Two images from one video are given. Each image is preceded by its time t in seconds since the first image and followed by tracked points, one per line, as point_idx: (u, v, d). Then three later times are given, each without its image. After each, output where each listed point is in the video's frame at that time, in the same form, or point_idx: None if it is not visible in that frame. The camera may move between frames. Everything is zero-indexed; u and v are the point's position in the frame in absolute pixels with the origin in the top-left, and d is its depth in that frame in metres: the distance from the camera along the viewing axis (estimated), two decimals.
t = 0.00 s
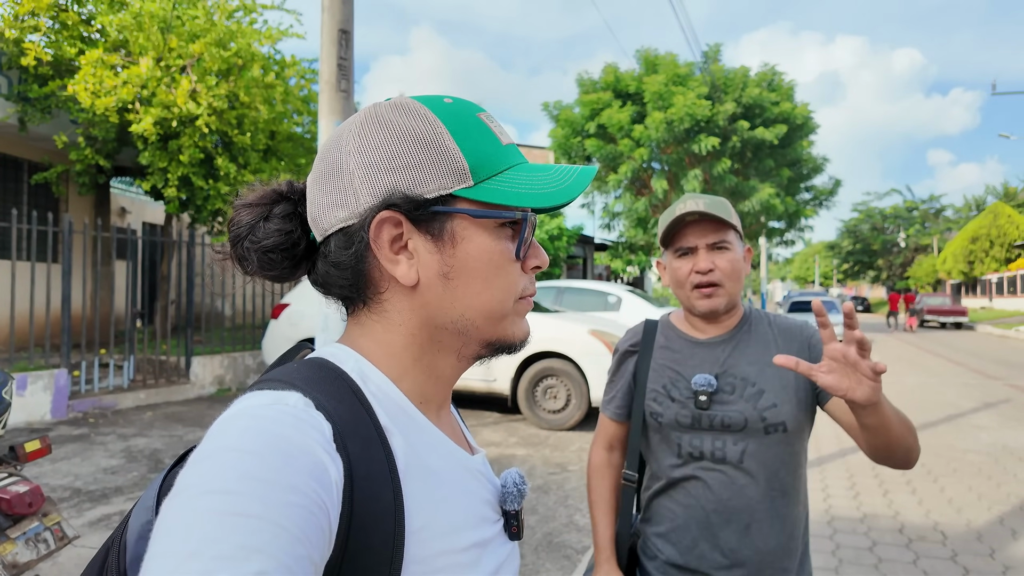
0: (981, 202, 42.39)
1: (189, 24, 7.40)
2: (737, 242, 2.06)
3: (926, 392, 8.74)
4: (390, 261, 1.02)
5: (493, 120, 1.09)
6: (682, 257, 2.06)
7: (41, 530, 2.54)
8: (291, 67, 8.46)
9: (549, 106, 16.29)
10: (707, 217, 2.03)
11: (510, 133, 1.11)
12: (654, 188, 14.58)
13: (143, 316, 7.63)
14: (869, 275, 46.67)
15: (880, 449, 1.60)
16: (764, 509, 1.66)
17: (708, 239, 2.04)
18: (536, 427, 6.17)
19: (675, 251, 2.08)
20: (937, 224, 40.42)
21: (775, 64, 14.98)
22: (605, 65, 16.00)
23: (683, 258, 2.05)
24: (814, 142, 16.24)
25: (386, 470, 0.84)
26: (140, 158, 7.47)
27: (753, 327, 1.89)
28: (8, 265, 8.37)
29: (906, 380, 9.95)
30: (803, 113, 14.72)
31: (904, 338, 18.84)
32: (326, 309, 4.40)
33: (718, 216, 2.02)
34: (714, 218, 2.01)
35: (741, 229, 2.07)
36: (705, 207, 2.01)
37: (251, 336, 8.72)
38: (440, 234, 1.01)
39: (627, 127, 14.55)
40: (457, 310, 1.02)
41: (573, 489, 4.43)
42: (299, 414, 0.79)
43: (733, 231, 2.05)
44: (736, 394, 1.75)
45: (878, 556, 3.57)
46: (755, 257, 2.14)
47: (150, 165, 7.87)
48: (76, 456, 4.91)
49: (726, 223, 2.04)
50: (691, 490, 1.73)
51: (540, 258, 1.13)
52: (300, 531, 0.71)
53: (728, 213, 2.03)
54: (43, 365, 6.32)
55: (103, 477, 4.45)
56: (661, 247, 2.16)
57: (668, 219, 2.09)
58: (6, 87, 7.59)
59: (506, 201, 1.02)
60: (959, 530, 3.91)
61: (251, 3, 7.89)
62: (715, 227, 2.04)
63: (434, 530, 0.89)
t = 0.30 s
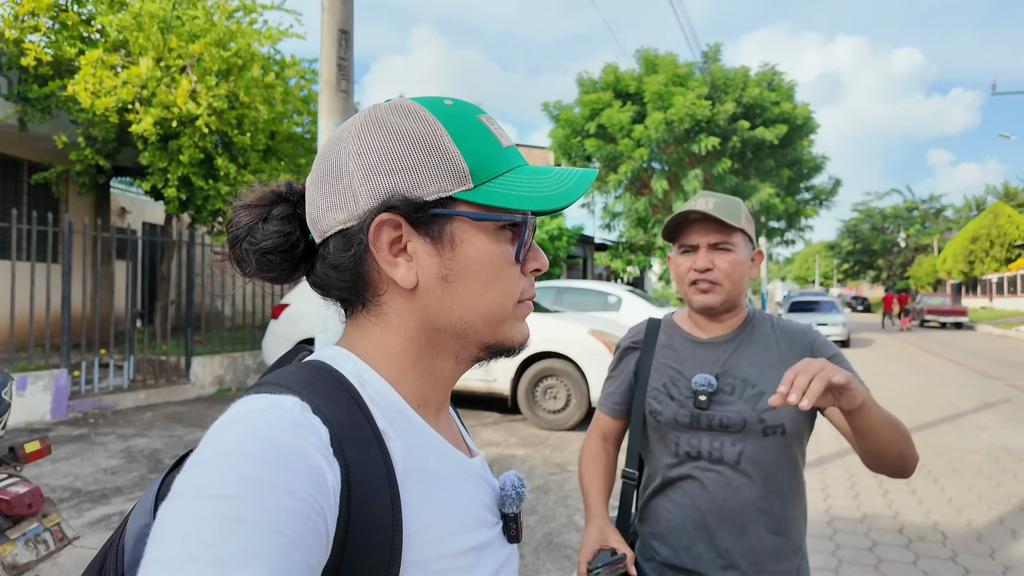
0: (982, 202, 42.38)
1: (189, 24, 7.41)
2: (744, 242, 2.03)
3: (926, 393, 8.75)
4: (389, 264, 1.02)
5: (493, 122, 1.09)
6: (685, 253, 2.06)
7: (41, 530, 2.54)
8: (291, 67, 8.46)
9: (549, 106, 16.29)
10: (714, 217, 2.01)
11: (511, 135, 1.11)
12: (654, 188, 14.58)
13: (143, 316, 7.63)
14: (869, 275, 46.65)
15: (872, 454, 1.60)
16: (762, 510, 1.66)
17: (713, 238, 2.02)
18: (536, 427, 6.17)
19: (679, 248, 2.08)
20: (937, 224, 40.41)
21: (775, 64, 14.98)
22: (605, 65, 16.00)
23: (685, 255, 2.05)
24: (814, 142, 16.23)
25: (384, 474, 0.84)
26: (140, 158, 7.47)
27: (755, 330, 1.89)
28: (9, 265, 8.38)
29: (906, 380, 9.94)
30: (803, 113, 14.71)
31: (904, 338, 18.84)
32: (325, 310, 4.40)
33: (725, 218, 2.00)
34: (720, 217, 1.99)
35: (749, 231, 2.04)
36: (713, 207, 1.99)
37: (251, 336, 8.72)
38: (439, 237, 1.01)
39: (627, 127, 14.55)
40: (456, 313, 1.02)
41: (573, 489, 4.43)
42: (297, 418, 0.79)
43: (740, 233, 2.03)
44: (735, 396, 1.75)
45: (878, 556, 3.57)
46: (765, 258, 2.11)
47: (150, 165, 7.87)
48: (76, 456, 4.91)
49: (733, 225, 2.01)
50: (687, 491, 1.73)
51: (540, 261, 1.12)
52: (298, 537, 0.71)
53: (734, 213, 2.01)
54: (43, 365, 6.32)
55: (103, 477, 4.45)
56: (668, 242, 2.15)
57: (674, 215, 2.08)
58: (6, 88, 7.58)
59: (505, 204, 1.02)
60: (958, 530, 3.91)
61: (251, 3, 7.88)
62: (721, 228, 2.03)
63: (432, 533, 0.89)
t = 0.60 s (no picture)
0: (983, 202, 42.36)
1: (189, 23, 7.41)
2: (755, 244, 2.01)
3: (926, 392, 8.74)
4: (385, 262, 1.02)
5: (489, 116, 1.09)
6: (692, 254, 2.04)
7: (42, 529, 2.54)
8: (291, 67, 8.47)
9: (549, 106, 16.29)
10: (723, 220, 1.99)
11: (507, 130, 1.11)
12: (655, 188, 14.57)
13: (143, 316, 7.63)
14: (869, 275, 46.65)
15: (870, 471, 1.61)
16: (762, 509, 1.66)
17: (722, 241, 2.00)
18: (536, 426, 6.16)
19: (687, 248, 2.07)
20: (937, 224, 40.39)
21: (776, 64, 14.96)
22: (605, 65, 16.00)
23: (693, 256, 2.04)
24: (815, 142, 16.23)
25: (383, 469, 0.84)
26: (141, 158, 7.47)
27: (762, 330, 1.88)
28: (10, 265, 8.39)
29: (906, 380, 9.93)
30: (804, 113, 14.70)
31: (904, 338, 18.82)
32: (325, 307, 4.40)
33: (733, 221, 1.97)
34: (729, 219, 1.98)
35: (760, 235, 2.01)
36: (721, 210, 1.98)
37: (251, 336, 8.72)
38: (436, 234, 1.01)
39: (628, 127, 14.55)
40: (454, 310, 1.02)
41: (573, 489, 4.43)
42: (296, 414, 0.79)
43: (750, 236, 1.99)
44: (739, 394, 1.75)
45: (879, 556, 3.57)
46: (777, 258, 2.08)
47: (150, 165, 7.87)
48: (76, 456, 4.90)
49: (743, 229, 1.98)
50: (687, 489, 1.73)
51: (540, 257, 1.13)
52: (298, 532, 0.71)
53: (743, 217, 1.98)
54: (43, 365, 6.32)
55: (104, 476, 4.45)
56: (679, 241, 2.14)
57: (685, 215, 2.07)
58: (7, 87, 7.58)
59: (502, 200, 1.02)
60: (959, 530, 3.91)
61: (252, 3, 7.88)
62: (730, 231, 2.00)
63: (432, 529, 0.89)
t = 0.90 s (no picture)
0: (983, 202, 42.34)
1: (189, 24, 7.40)
2: (763, 249, 2.01)
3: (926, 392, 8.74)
4: (385, 262, 1.02)
5: (487, 114, 1.09)
6: (699, 258, 2.04)
7: (45, 528, 2.54)
8: (292, 66, 8.46)
9: (549, 106, 16.29)
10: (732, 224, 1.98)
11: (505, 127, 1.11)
12: (655, 188, 14.57)
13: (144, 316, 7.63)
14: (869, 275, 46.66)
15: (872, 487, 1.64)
16: (765, 511, 1.66)
17: (730, 245, 2.00)
18: (536, 426, 6.16)
19: (694, 252, 2.07)
20: (938, 224, 40.39)
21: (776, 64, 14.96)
22: (606, 65, 15.99)
23: (700, 259, 2.04)
24: (815, 142, 16.22)
25: (386, 467, 0.84)
26: (141, 158, 7.46)
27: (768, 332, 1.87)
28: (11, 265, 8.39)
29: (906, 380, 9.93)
30: (804, 113, 14.70)
31: (905, 338, 18.82)
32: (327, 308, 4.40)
33: (742, 225, 1.97)
34: (737, 222, 1.97)
35: (768, 239, 2.00)
36: (731, 214, 1.98)
37: (252, 336, 8.71)
38: (435, 234, 1.01)
39: (628, 127, 14.54)
40: (454, 310, 1.02)
41: (574, 489, 4.43)
42: (298, 413, 0.79)
43: (758, 241, 1.99)
44: (744, 397, 1.75)
45: (879, 556, 3.57)
46: (784, 262, 2.08)
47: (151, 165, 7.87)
48: (77, 455, 4.90)
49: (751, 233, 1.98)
50: (690, 491, 1.73)
51: (541, 256, 1.13)
52: (301, 533, 0.71)
53: (752, 222, 1.98)
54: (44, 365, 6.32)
55: (105, 476, 4.45)
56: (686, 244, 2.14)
57: (693, 218, 2.07)
58: (8, 87, 7.59)
59: (500, 198, 1.02)
60: (960, 530, 3.91)
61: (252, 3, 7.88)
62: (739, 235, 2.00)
63: (435, 528, 0.89)
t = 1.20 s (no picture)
0: (983, 202, 42.33)
1: (189, 23, 7.40)
2: (758, 250, 2.01)
3: (927, 392, 8.73)
4: (386, 265, 1.02)
5: (476, 111, 1.09)
6: (695, 265, 2.04)
7: (45, 530, 2.54)
8: (292, 66, 8.46)
9: (550, 106, 16.29)
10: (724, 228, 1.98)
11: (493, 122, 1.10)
12: (655, 188, 14.56)
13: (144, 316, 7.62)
14: (869, 275, 46.66)
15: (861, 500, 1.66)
16: (769, 514, 1.66)
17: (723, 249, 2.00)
18: (537, 426, 6.16)
19: (689, 259, 2.07)
20: (938, 223, 40.40)
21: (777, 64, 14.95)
22: (606, 65, 15.99)
23: (696, 266, 2.04)
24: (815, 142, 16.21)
25: (390, 468, 0.83)
26: (141, 158, 7.46)
27: (772, 334, 1.87)
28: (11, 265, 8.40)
29: (906, 379, 9.92)
30: (805, 113, 14.69)
31: (905, 338, 18.80)
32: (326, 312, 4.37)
33: (734, 228, 1.97)
34: (729, 226, 1.97)
35: (762, 240, 2.00)
36: (722, 218, 1.98)
37: (252, 336, 8.71)
38: (434, 233, 1.01)
39: (628, 127, 14.53)
40: (456, 309, 1.02)
41: (574, 489, 4.43)
42: (301, 413, 0.79)
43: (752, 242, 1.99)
44: (749, 400, 1.75)
45: (880, 556, 3.56)
46: (781, 261, 2.08)
47: (151, 165, 7.86)
48: (77, 456, 4.90)
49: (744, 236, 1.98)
50: (694, 493, 1.73)
51: (541, 247, 1.12)
52: (304, 533, 0.70)
53: (743, 223, 1.98)
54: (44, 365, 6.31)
55: (105, 476, 4.45)
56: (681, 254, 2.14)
57: (685, 226, 2.07)
58: (8, 87, 7.59)
59: (495, 191, 1.01)
60: (960, 530, 3.90)
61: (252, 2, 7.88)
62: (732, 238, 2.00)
63: (438, 529, 0.89)
